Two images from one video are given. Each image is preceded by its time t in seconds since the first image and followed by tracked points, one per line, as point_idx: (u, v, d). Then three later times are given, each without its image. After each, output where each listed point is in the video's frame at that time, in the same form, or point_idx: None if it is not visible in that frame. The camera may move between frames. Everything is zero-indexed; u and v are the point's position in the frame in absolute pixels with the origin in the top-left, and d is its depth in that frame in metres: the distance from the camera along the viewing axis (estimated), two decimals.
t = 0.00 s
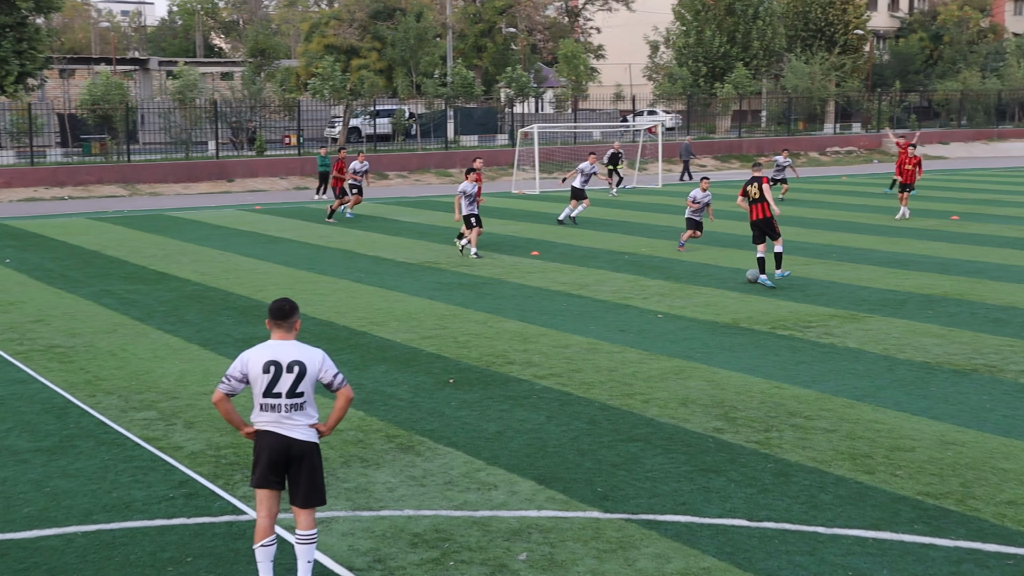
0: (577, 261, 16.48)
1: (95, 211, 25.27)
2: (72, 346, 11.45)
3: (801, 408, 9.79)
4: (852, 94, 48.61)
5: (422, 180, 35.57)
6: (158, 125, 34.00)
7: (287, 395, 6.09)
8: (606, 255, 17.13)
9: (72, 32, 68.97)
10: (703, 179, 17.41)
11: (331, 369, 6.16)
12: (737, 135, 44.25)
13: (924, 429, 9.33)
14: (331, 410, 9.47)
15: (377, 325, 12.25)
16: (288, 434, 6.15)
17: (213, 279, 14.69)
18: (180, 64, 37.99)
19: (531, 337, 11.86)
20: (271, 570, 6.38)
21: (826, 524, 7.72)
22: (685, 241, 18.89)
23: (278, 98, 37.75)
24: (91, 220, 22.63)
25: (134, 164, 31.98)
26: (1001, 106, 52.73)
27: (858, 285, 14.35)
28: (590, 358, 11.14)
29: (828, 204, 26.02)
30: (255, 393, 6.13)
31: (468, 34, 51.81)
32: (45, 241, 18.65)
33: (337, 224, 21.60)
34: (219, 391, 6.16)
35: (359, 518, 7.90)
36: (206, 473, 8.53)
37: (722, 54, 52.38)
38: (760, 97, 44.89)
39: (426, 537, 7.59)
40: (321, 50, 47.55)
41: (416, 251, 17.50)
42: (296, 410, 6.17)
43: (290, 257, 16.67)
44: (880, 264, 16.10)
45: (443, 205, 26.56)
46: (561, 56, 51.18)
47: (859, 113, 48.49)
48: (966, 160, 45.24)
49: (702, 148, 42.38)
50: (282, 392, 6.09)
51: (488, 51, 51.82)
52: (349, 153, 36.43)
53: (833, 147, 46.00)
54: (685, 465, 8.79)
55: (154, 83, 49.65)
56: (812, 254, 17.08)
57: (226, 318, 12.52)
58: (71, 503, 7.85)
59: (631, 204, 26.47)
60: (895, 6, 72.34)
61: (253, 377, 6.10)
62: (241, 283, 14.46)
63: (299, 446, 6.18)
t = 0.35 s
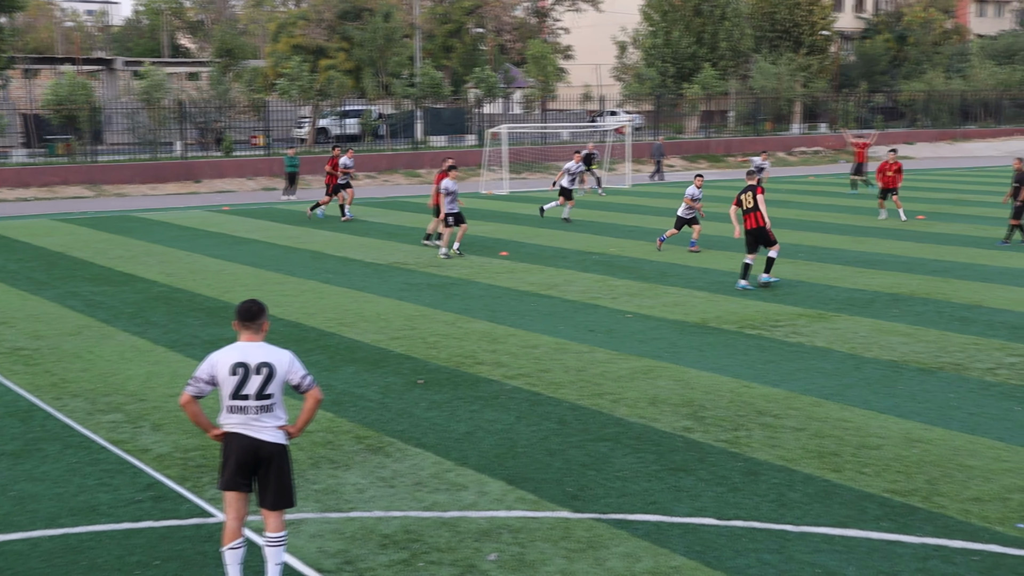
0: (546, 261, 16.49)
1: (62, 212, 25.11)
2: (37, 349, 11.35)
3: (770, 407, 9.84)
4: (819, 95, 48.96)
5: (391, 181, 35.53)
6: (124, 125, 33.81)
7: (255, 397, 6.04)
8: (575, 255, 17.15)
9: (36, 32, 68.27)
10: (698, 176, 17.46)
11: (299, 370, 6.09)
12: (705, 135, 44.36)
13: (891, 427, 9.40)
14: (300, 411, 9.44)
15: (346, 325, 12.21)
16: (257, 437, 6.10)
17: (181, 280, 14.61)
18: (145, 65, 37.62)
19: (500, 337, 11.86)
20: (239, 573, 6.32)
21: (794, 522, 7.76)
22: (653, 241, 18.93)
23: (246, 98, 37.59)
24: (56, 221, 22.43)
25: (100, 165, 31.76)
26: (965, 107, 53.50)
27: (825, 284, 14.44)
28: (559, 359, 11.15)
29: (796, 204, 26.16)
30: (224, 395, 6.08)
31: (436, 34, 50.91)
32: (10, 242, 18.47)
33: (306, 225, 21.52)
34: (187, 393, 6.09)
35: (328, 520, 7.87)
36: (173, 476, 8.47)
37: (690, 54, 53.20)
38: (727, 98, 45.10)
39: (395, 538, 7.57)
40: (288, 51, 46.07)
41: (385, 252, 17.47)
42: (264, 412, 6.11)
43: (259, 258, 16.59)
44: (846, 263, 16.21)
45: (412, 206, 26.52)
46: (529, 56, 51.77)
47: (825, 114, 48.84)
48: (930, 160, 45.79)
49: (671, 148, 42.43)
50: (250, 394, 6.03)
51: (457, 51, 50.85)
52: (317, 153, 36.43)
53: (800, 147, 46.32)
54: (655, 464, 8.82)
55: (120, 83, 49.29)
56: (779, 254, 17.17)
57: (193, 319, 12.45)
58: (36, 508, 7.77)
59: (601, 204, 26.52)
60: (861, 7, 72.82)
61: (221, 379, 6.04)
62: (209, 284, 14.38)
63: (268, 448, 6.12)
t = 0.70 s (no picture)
0: (511, 261, 16.49)
1: (21, 213, 24.86)
2: None
3: (734, 406, 9.89)
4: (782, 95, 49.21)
5: (356, 181, 35.41)
6: (84, 126, 33.51)
7: (220, 399, 5.97)
8: (540, 255, 17.15)
9: None
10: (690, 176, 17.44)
11: (264, 372, 6.03)
12: (670, 135, 44.35)
13: (855, 425, 9.47)
14: (264, 413, 9.39)
15: (310, 326, 12.18)
16: (221, 439, 6.02)
17: (144, 282, 14.49)
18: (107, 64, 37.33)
19: (466, 338, 11.85)
20: None
21: (759, 520, 7.80)
22: (617, 241, 18.96)
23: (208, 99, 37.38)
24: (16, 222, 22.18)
25: (60, 166, 31.47)
26: (926, 107, 54.15)
27: (789, 284, 14.54)
28: (525, 358, 11.16)
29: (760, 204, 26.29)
30: (187, 397, 6.00)
31: (400, 35, 50.51)
32: None
33: (270, 226, 21.40)
34: (150, 395, 6.03)
35: (293, 522, 7.84)
36: (136, 479, 8.41)
37: (654, 54, 53.29)
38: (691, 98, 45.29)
39: (361, 540, 7.55)
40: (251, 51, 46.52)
41: (350, 252, 17.42)
42: (228, 414, 6.04)
43: (223, 260, 16.49)
44: (810, 262, 16.32)
45: (378, 206, 26.44)
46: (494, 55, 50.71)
47: (789, 114, 49.18)
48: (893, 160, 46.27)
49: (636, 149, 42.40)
50: (215, 396, 5.96)
51: (421, 52, 50.81)
52: (281, 153, 36.26)
53: (764, 147, 46.62)
54: (620, 463, 8.84)
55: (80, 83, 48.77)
56: (742, 254, 17.26)
57: (156, 322, 12.36)
58: None
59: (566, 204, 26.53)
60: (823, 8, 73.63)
61: (185, 381, 5.97)
62: (172, 285, 14.29)
63: (232, 450, 6.06)
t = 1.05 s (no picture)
0: (465, 262, 16.51)
1: None
2: None
3: (688, 404, 9.95)
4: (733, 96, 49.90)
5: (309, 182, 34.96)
6: (33, 126, 32.97)
7: (171, 402, 5.86)
8: (494, 256, 17.15)
9: None
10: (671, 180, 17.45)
11: (216, 374, 5.96)
12: (623, 135, 44.31)
13: (807, 422, 9.55)
14: (216, 415, 9.32)
15: (264, 328, 12.10)
16: (172, 442, 5.93)
17: (93, 285, 14.32)
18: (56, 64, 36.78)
19: (420, 339, 11.84)
20: None
21: (713, 518, 7.85)
22: (572, 241, 19.01)
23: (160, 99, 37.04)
24: None
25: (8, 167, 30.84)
26: (876, 107, 55.24)
27: (741, 283, 14.67)
28: (479, 358, 11.18)
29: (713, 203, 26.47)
30: (138, 400, 5.90)
31: (353, 34, 49.62)
32: None
33: (223, 227, 21.27)
34: (100, 398, 5.92)
35: (246, 525, 7.78)
36: (86, 484, 8.31)
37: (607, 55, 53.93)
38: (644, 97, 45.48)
39: (315, 542, 7.50)
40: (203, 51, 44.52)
41: (304, 253, 17.35)
42: (180, 417, 5.94)
43: (174, 261, 16.34)
44: (761, 261, 16.47)
45: (332, 207, 26.34)
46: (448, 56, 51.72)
47: (740, 115, 49.87)
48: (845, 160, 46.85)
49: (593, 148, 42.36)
50: (166, 399, 5.86)
51: (375, 51, 49.52)
52: (233, 154, 35.94)
53: (716, 146, 47.02)
54: (575, 463, 8.86)
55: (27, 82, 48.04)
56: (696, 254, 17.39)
57: (107, 324, 12.22)
58: None
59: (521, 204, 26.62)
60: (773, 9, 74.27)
61: (135, 384, 5.86)
62: (122, 288, 14.14)
63: (184, 453, 5.96)
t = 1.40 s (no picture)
0: (410, 262, 16.49)
1: None
2: None
3: (633, 403, 10.00)
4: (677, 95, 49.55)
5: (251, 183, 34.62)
6: None
7: (112, 407, 5.72)
8: (438, 256, 17.13)
9: None
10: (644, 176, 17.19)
11: (159, 378, 5.82)
12: (568, 135, 44.19)
13: (751, 419, 9.64)
14: (158, 419, 9.23)
15: (206, 331, 11.99)
16: (114, 447, 5.78)
17: (31, 288, 14.09)
18: None
19: (365, 340, 11.79)
20: None
21: (658, 516, 7.89)
22: (517, 241, 19.03)
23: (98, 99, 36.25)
24: None
25: None
26: (816, 107, 56.23)
27: (685, 281, 14.79)
28: (425, 359, 11.16)
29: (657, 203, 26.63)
30: (78, 404, 5.74)
31: (296, 34, 50.09)
32: None
33: (164, 229, 21.02)
34: (38, 403, 5.75)
35: (190, 530, 7.69)
36: (25, 490, 8.17)
37: (551, 55, 53.80)
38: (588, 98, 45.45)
39: (260, 546, 7.43)
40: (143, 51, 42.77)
41: (247, 254, 17.22)
42: (122, 421, 5.79)
43: (115, 264, 16.13)
44: (704, 260, 16.62)
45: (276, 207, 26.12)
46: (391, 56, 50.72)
47: (684, 114, 49.74)
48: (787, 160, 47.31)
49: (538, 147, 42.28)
50: (107, 404, 5.71)
51: (317, 52, 50.34)
52: (174, 154, 35.76)
53: (660, 146, 46.98)
54: (521, 462, 8.87)
55: None
56: (640, 253, 17.50)
57: (46, 328, 12.03)
58: None
59: (467, 205, 26.62)
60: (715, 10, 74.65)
61: (75, 388, 5.70)
62: (61, 291, 13.92)
63: (126, 458, 5.81)
